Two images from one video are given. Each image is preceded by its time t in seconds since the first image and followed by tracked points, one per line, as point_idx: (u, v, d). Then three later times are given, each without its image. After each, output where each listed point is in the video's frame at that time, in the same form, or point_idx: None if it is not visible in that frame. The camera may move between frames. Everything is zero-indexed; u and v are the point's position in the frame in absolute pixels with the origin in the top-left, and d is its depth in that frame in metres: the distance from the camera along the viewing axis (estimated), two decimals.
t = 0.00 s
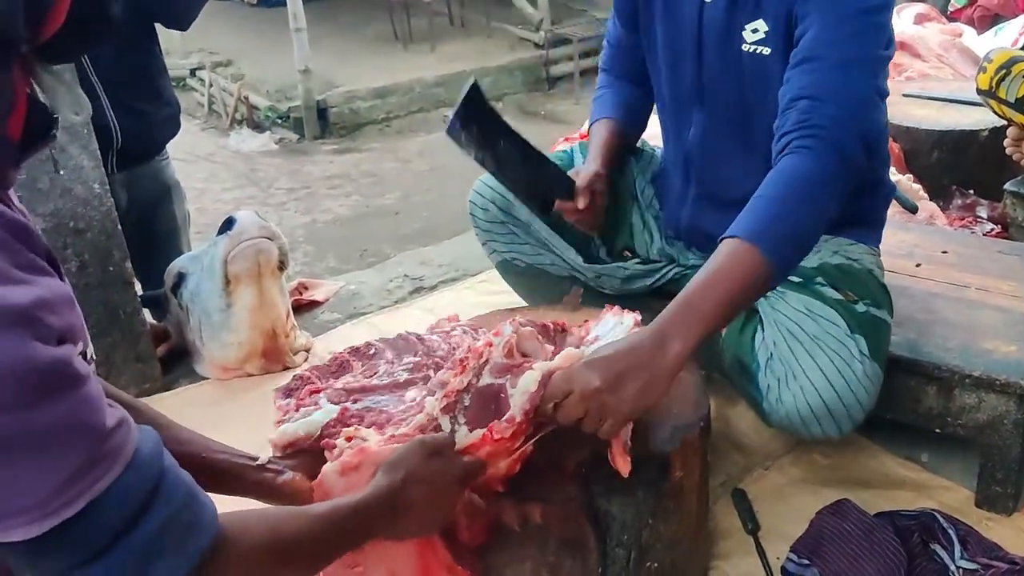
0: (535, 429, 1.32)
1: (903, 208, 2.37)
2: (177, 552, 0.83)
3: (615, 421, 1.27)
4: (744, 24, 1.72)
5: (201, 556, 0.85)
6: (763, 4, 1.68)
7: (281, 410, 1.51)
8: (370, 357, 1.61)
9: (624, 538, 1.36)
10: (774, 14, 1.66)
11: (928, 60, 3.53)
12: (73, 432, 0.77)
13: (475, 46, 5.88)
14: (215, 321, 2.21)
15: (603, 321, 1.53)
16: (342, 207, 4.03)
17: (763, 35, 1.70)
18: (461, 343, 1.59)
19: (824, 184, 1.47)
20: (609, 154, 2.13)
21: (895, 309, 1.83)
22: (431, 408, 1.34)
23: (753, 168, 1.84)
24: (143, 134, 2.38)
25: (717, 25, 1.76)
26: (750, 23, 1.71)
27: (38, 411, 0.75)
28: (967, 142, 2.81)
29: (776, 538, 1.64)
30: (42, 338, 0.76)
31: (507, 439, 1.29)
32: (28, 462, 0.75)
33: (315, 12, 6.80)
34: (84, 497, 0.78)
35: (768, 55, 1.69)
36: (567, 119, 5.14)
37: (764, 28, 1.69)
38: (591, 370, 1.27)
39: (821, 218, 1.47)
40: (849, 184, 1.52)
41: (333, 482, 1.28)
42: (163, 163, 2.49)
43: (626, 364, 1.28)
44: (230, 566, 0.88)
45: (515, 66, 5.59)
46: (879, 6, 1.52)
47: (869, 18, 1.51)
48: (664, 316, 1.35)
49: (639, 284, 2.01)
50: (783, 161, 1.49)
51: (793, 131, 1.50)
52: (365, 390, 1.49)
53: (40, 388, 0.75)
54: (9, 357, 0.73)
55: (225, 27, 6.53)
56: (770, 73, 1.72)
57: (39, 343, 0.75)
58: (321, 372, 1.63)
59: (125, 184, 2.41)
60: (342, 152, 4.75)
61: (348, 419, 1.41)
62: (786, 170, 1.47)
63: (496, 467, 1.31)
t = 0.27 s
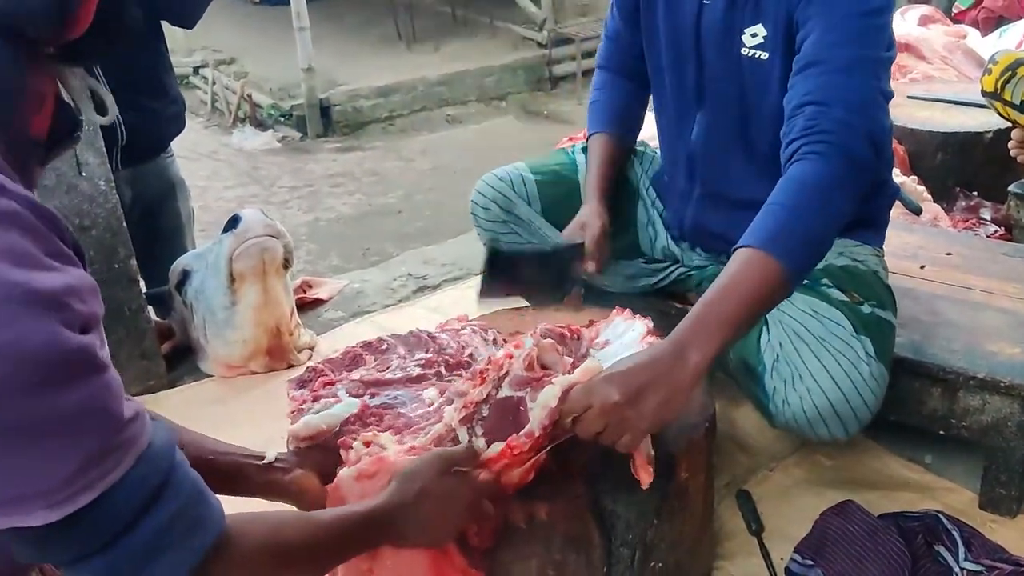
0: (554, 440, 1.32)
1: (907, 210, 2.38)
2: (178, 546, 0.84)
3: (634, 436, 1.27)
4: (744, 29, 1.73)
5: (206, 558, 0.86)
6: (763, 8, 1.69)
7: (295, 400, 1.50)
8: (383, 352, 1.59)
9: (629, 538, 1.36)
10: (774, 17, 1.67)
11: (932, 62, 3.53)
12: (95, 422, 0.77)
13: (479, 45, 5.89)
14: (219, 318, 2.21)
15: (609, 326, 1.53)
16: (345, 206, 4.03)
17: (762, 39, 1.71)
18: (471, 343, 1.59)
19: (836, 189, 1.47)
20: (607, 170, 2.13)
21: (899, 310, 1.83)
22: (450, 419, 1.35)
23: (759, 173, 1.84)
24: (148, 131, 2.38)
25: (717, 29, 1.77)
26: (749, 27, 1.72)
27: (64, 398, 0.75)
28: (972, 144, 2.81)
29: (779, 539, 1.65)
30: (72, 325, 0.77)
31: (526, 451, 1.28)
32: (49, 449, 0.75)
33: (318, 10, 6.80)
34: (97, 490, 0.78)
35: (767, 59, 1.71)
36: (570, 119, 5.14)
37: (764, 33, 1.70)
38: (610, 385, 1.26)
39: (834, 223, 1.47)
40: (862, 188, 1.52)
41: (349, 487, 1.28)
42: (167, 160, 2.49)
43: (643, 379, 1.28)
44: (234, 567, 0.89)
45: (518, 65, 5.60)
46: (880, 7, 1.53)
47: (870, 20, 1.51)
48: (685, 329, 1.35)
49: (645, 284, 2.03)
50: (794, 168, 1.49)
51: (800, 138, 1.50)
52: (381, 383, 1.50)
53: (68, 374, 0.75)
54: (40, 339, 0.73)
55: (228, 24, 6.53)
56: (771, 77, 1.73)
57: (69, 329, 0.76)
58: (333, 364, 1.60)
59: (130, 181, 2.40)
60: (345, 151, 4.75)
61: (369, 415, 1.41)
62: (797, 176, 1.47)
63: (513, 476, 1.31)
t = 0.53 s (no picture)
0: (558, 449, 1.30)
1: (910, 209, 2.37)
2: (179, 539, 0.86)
3: (640, 449, 1.28)
4: (728, 34, 1.73)
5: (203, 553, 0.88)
6: (747, 12, 1.68)
7: (298, 389, 1.47)
8: (387, 345, 1.58)
9: (631, 537, 1.37)
10: (760, 22, 1.66)
11: (936, 61, 3.52)
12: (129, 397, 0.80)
13: (481, 42, 5.88)
14: (221, 314, 2.21)
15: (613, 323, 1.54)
16: (346, 202, 4.03)
17: (747, 44, 1.70)
18: (474, 340, 1.58)
19: (831, 189, 1.46)
20: (635, 150, 2.15)
21: (903, 309, 1.82)
22: (454, 426, 1.32)
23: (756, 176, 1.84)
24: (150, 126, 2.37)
25: (704, 33, 1.77)
26: (734, 32, 1.71)
27: (104, 372, 0.78)
28: (975, 143, 2.80)
29: (780, 538, 1.65)
30: (126, 298, 0.80)
31: (527, 462, 1.27)
32: (82, 418, 0.77)
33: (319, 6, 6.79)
34: (121, 468, 0.80)
35: (751, 63, 1.71)
36: (573, 116, 5.13)
37: (748, 37, 1.69)
38: (617, 398, 1.27)
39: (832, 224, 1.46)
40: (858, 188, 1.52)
41: (347, 487, 1.27)
42: (169, 156, 2.48)
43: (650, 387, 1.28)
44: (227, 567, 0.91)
45: (520, 62, 5.59)
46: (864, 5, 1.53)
47: (855, 17, 1.51)
48: (692, 331, 1.35)
49: (647, 280, 2.03)
50: (788, 171, 1.49)
51: (792, 141, 1.50)
52: (386, 376, 1.48)
53: (111, 349, 0.78)
54: (91, 312, 0.76)
55: (229, 20, 6.52)
56: (757, 82, 1.72)
57: (122, 306, 0.78)
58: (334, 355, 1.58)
59: (131, 176, 2.39)
60: (347, 147, 4.74)
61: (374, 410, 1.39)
62: (792, 178, 1.47)
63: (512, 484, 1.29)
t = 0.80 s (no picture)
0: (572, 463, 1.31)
1: (912, 205, 2.36)
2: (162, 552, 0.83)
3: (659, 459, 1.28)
4: (704, 33, 1.71)
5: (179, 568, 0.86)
6: (718, 11, 1.68)
7: (299, 383, 1.44)
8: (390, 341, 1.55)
9: (631, 534, 1.37)
10: (732, 20, 1.65)
11: (939, 57, 3.51)
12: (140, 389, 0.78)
13: (481, 36, 5.86)
14: (220, 308, 2.20)
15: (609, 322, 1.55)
16: (346, 196, 4.02)
17: (721, 42, 1.69)
18: (474, 338, 1.57)
19: (812, 182, 1.44)
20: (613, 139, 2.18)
21: (905, 306, 1.82)
22: (467, 447, 1.30)
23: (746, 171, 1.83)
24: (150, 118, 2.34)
25: (682, 36, 1.75)
26: (708, 31, 1.70)
27: (118, 363, 0.76)
28: (978, 140, 2.79)
29: (781, 535, 1.64)
30: (150, 293, 0.78)
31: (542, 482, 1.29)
32: (92, 407, 0.76)
33: None
34: (124, 462, 0.79)
35: (726, 61, 1.70)
36: (573, 111, 5.12)
37: (722, 36, 1.68)
38: (639, 417, 1.27)
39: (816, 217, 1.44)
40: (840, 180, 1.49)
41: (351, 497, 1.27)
42: (168, 148, 2.46)
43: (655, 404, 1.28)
44: None
45: (521, 56, 5.57)
46: None
47: (823, 6, 1.50)
48: (696, 331, 1.36)
49: (648, 276, 1.99)
50: (769, 168, 1.47)
51: (772, 137, 1.48)
52: (388, 372, 1.47)
53: (127, 339, 0.76)
54: (112, 300, 0.74)
55: (229, 13, 6.51)
56: (736, 79, 1.71)
57: (143, 297, 0.77)
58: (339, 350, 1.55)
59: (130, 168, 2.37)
60: (347, 141, 4.73)
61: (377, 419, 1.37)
62: (773, 174, 1.45)
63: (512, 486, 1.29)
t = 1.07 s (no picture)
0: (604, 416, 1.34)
1: (916, 199, 2.35)
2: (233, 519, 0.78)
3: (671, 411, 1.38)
4: (678, 18, 1.72)
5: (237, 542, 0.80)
6: None
7: (330, 365, 1.36)
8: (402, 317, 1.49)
9: (633, 529, 1.37)
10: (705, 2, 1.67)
11: (942, 50, 3.50)
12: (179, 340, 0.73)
13: (483, 27, 5.84)
14: (222, 301, 2.18)
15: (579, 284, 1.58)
16: (347, 188, 4.01)
17: (696, 24, 1.70)
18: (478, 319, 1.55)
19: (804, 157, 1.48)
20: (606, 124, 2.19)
21: (908, 302, 1.81)
22: (538, 426, 1.28)
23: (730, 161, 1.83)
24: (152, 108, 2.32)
25: (659, 32, 1.76)
26: (683, 15, 1.71)
27: (152, 314, 0.71)
28: (982, 134, 2.78)
29: (783, 530, 1.64)
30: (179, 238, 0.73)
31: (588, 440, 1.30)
32: (133, 362, 0.70)
33: None
34: (179, 411, 0.73)
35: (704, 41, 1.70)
36: (575, 103, 5.11)
37: (696, 18, 1.69)
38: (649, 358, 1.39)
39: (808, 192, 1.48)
40: (830, 155, 1.52)
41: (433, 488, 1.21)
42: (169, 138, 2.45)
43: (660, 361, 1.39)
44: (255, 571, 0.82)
45: (523, 48, 5.55)
46: None
47: None
48: (689, 288, 1.47)
49: (648, 267, 1.99)
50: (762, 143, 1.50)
51: (763, 113, 1.51)
52: (417, 348, 1.42)
53: (160, 287, 0.71)
54: (148, 243, 0.69)
55: (230, 3, 6.48)
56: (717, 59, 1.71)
57: (174, 237, 0.71)
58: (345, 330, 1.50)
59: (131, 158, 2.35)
60: (348, 132, 4.72)
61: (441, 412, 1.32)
62: (767, 147, 1.49)
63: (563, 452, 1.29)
